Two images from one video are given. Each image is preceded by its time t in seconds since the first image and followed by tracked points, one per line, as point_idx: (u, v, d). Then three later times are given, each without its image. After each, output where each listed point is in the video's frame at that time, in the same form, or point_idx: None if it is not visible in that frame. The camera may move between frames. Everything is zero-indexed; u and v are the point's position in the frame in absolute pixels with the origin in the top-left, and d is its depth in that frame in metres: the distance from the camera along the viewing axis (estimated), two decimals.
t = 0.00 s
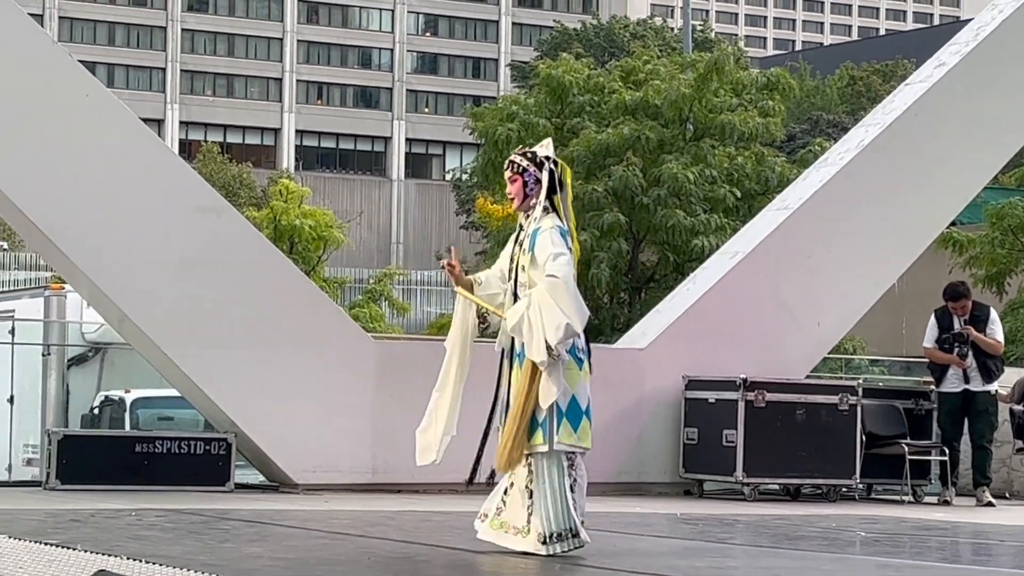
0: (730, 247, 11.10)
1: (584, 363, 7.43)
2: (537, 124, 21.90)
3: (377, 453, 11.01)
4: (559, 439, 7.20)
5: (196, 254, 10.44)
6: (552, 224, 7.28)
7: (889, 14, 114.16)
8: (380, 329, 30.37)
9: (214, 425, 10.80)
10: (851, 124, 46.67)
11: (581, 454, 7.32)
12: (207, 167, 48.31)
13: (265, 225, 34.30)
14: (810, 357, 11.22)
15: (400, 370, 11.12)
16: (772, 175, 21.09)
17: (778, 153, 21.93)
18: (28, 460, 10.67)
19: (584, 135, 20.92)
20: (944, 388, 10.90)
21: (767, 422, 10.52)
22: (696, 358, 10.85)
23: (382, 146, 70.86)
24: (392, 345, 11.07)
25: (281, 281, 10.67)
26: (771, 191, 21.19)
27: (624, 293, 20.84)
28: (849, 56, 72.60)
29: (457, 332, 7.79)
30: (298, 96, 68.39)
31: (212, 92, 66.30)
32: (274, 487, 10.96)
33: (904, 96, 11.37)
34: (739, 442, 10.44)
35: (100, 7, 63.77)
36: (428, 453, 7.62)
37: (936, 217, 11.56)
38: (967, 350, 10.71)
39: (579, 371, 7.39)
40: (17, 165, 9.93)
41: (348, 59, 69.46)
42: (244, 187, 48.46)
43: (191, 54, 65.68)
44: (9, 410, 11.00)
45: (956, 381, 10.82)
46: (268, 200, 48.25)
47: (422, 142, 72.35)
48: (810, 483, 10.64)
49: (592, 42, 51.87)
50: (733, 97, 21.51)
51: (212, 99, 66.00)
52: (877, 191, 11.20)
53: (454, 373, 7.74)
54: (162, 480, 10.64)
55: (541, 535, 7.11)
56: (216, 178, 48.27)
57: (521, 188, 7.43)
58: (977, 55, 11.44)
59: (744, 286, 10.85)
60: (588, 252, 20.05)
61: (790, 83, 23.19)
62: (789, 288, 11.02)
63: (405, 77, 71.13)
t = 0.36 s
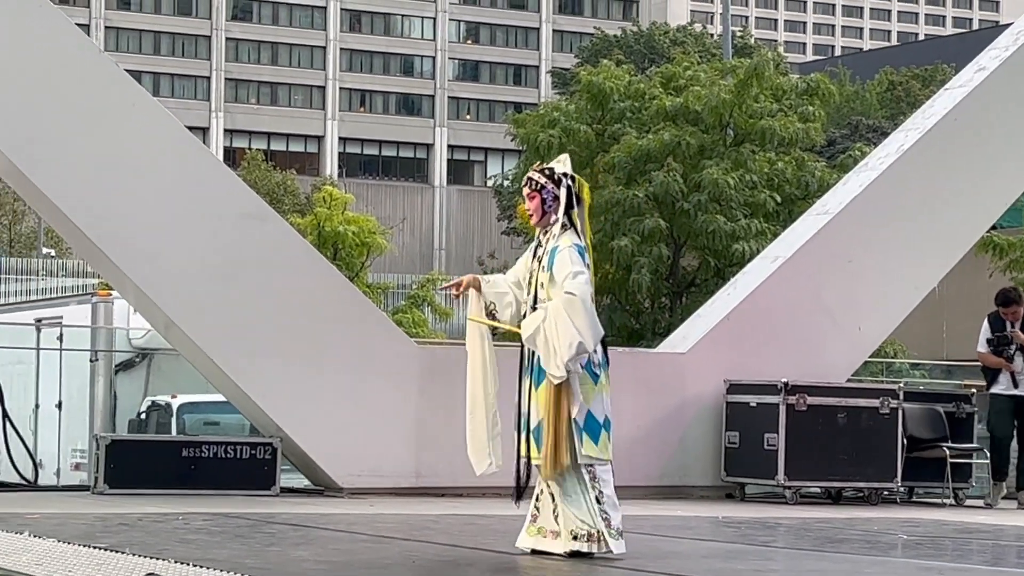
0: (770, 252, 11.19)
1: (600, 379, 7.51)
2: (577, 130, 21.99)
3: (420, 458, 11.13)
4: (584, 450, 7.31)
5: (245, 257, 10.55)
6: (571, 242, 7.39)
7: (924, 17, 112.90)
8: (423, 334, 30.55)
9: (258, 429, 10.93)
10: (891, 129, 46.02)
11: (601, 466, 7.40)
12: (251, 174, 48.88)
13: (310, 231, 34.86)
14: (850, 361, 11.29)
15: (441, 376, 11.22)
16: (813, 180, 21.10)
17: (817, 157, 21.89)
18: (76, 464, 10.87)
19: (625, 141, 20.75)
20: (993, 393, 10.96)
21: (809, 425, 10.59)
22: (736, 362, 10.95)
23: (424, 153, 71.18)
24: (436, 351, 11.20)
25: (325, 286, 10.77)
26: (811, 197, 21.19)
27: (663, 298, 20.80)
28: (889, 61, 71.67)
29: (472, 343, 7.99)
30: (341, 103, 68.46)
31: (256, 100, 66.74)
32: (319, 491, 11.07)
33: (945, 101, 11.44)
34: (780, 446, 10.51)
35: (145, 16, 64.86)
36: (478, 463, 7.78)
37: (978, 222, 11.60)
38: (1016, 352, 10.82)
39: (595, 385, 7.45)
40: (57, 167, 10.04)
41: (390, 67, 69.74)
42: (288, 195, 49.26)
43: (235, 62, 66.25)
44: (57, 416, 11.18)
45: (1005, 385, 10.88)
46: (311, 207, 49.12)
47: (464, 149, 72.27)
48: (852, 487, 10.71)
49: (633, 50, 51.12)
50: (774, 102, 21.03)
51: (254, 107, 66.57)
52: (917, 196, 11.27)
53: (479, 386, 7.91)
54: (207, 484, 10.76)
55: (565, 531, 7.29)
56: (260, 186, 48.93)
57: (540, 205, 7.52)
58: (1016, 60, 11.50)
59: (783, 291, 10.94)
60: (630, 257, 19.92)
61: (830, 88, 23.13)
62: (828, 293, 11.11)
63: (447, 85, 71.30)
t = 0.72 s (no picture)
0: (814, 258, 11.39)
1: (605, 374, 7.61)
2: (620, 134, 19.44)
3: (464, 464, 11.19)
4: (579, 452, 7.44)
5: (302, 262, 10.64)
6: (577, 242, 7.52)
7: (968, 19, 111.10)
8: (467, 339, 30.47)
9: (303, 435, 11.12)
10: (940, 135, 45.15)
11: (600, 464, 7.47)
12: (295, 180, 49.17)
13: (354, 238, 35.37)
14: (894, 366, 11.46)
15: (484, 380, 11.26)
16: (858, 184, 18.31)
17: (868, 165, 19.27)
18: (124, 470, 11.02)
19: (667, 145, 18.33)
20: None
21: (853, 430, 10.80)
22: (781, 366, 11.14)
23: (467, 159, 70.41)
24: (477, 354, 11.22)
25: (375, 292, 10.85)
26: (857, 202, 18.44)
27: (706, 305, 18.23)
28: (931, 66, 70.41)
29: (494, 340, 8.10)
30: (384, 110, 68.03)
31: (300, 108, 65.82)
32: (365, 496, 11.16)
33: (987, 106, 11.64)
34: (824, 450, 10.71)
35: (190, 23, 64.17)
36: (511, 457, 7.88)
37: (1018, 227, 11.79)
38: None
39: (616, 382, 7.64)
40: (109, 167, 10.11)
41: (432, 73, 68.94)
42: (332, 202, 49.53)
43: (279, 70, 65.45)
44: (104, 422, 11.14)
45: None
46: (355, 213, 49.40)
47: (506, 155, 71.49)
48: (896, 490, 10.93)
49: (675, 55, 50.84)
50: (818, 108, 18.67)
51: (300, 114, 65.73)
52: (959, 201, 11.46)
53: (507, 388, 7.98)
54: (254, 489, 10.86)
55: (528, 530, 7.51)
56: (305, 192, 49.05)
57: (548, 212, 7.66)
58: None
59: (827, 296, 11.12)
60: (672, 263, 17.42)
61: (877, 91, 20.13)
62: (870, 298, 11.29)
63: (490, 91, 70.41)
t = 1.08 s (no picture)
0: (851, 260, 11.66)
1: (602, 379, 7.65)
2: (657, 137, 19.43)
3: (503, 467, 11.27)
4: (575, 451, 7.47)
5: (328, 273, 10.68)
6: (570, 244, 7.60)
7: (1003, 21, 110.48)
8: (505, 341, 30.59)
9: (344, 437, 11.17)
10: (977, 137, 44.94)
11: (601, 467, 7.51)
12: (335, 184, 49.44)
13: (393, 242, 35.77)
14: (932, 368, 11.71)
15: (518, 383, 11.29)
16: (893, 186, 18.30)
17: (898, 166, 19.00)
18: (166, 472, 11.27)
19: (705, 149, 18.37)
20: None
21: (891, 432, 10.93)
22: (818, 367, 11.40)
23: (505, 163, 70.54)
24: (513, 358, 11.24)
25: (401, 298, 10.87)
26: (892, 204, 18.34)
27: (744, 305, 17.96)
28: (965, 68, 70.06)
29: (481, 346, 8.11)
30: (422, 115, 67.75)
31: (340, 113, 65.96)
32: (405, 498, 11.26)
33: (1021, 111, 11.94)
34: (863, 451, 10.86)
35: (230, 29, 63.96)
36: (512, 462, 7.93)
37: None
38: None
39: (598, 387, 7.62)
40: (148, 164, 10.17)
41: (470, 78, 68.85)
42: (371, 205, 49.87)
43: (319, 76, 65.52)
44: (146, 423, 11.32)
45: None
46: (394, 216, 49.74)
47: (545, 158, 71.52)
48: (935, 492, 11.05)
49: (712, 58, 50.90)
50: (853, 111, 18.59)
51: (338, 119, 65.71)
52: (994, 204, 11.73)
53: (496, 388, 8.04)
54: (294, 492, 10.93)
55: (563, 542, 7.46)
56: (344, 196, 49.22)
57: (542, 216, 7.74)
58: None
59: (865, 298, 11.38)
60: (709, 264, 17.27)
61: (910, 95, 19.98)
62: (909, 300, 11.54)
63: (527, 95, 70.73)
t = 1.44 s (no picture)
0: (880, 259, 11.94)
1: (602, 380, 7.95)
2: (688, 140, 19.64)
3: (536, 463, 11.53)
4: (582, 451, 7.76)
5: (350, 271, 10.86)
6: (571, 252, 7.82)
7: None
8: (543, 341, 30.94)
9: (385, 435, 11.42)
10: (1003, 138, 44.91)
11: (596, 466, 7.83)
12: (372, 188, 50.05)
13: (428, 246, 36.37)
14: (958, 366, 11.98)
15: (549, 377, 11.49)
16: (921, 187, 18.47)
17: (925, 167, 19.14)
18: (210, 469, 11.56)
19: (735, 151, 18.58)
20: None
21: (919, 428, 11.17)
22: (848, 364, 11.65)
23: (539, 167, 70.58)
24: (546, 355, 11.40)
25: (415, 299, 11.05)
26: (919, 205, 18.52)
27: (774, 305, 18.25)
28: (993, 70, 69.98)
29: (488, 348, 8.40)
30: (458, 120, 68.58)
31: (378, 118, 66.47)
32: (442, 494, 11.52)
33: None
34: (891, 448, 11.08)
35: (272, 38, 64.22)
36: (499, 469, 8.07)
37: None
38: None
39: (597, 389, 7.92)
40: (189, 167, 10.38)
41: (505, 83, 69.20)
42: (408, 209, 50.44)
43: (357, 82, 65.90)
44: (190, 422, 11.62)
45: None
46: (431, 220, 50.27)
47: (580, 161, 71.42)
48: (963, 487, 11.28)
49: (742, 62, 51.14)
50: (881, 113, 18.73)
51: (377, 124, 66.49)
52: (1016, 204, 12.06)
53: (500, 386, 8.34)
54: (335, 489, 11.19)
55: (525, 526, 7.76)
56: (381, 200, 50.02)
57: (542, 216, 7.99)
58: None
59: (892, 297, 11.67)
60: (740, 265, 17.52)
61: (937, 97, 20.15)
62: (935, 299, 11.83)
63: (561, 99, 70.51)
